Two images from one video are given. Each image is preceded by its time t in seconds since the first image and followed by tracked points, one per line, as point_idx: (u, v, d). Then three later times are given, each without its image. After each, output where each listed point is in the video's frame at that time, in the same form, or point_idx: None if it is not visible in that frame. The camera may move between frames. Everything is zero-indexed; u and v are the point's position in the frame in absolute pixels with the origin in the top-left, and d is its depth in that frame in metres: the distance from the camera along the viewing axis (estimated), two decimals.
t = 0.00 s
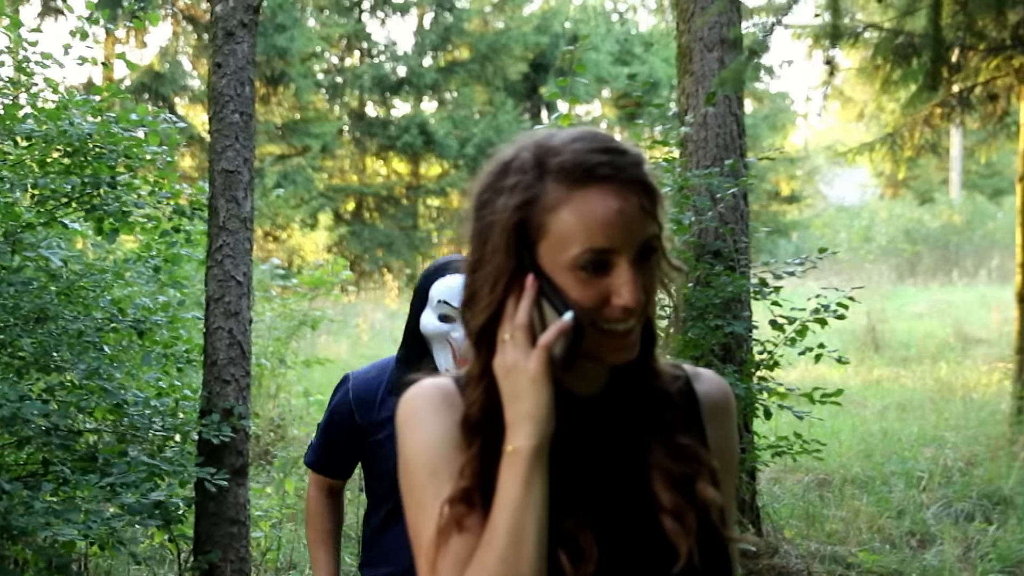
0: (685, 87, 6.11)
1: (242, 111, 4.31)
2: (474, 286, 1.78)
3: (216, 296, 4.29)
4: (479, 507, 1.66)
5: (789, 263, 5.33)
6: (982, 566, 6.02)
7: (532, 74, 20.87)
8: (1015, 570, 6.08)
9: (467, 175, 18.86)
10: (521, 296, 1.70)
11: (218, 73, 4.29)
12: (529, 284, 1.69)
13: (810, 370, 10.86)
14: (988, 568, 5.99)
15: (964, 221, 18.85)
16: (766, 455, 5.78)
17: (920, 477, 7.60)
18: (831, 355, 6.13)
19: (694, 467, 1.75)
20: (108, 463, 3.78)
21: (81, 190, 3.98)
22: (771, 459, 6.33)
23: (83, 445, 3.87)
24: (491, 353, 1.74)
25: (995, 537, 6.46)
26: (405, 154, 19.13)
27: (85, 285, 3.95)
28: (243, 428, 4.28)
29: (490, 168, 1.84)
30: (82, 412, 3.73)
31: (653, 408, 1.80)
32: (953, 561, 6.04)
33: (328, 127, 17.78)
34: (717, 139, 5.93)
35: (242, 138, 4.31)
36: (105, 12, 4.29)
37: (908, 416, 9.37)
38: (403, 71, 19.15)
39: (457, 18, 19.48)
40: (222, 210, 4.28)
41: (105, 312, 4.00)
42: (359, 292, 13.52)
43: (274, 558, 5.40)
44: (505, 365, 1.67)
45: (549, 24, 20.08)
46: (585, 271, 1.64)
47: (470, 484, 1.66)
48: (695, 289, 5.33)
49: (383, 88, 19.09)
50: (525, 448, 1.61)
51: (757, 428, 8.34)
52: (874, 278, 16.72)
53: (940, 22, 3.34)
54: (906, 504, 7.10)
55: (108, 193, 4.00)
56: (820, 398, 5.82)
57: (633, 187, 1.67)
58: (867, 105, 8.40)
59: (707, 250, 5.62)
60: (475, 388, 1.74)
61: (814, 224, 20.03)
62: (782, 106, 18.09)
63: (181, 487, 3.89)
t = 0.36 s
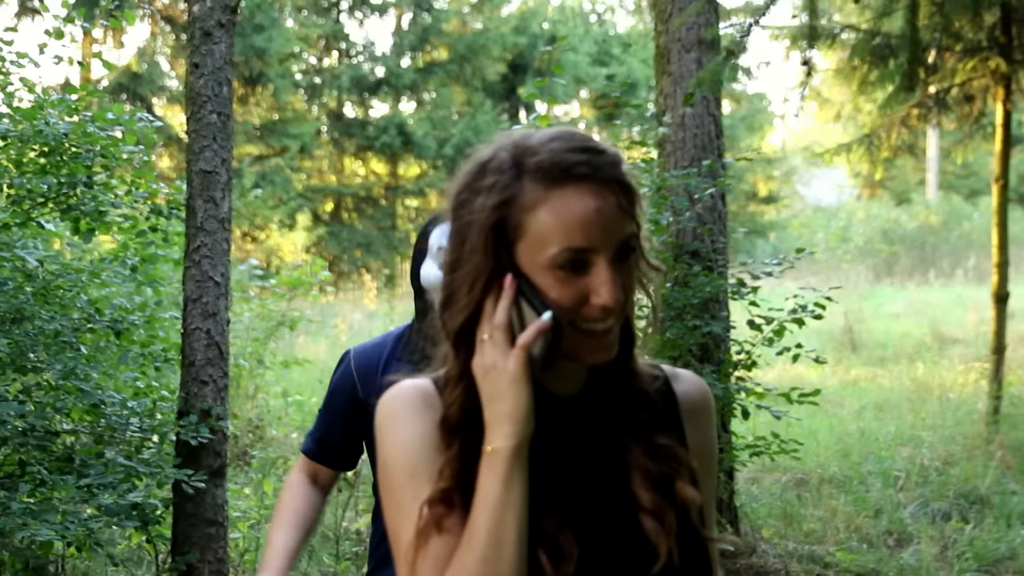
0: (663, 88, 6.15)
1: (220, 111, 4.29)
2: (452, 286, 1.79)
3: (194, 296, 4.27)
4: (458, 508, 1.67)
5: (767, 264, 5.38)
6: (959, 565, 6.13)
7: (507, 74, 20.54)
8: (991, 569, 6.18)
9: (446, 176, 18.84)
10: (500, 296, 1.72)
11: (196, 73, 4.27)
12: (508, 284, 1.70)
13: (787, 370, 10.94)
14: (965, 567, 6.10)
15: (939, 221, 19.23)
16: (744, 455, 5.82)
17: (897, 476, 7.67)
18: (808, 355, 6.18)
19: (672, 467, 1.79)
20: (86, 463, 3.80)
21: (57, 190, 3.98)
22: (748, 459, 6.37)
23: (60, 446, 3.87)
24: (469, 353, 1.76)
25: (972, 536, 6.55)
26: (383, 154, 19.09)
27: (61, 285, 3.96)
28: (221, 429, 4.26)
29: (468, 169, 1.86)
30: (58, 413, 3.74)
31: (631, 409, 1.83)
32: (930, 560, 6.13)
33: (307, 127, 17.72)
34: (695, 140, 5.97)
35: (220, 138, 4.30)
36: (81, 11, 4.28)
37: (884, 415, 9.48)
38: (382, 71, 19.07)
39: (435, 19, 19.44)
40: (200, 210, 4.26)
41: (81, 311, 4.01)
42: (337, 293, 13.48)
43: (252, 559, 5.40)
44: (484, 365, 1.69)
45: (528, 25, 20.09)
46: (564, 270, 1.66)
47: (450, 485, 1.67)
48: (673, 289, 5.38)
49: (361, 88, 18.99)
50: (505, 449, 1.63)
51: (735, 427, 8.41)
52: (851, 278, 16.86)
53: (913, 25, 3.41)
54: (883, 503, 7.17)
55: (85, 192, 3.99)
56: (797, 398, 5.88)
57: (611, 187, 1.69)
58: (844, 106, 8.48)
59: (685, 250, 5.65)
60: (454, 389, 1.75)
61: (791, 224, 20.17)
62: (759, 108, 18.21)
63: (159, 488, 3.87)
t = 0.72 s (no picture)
0: (639, 87, 6.17)
1: (195, 109, 4.28)
2: (429, 283, 1.81)
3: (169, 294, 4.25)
4: (432, 507, 1.69)
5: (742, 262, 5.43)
6: (931, 562, 6.24)
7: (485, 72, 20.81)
8: (963, 565, 6.29)
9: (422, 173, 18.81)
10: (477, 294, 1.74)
11: (170, 71, 4.25)
12: (485, 282, 1.73)
13: (762, 367, 11.02)
14: (937, 564, 6.22)
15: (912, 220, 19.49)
16: (719, 452, 5.89)
17: (871, 473, 7.78)
18: (782, 352, 6.26)
19: (647, 466, 1.82)
20: (60, 462, 3.83)
21: (31, 188, 4.00)
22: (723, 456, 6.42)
23: (33, 445, 3.89)
24: (446, 351, 1.78)
25: (944, 533, 6.66)
26: (359, 152, 19.03)
27: (36, 284, 3.96)
28: (195, 426, 4.27)
29: (445, 166, 1.88)
30: (32, 411, 3.80)
31: (608, 409, 1.87)
32: (903, 557, 6.24)
33: (282, 125, 17.62)
34: (669, 138, 5.91)
35: (195, 136, 4.29)
36: (56, 9, 4.25)
37: (858, 413, 9.59)
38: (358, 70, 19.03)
39: (411, 17, 19.37)
40: (175, 208, 4.25)
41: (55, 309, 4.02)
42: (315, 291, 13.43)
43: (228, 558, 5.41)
44: (460, 364, 1.71)
45: (504, 23, 20.11)
46: (541, 269, 1.69)
47: (424, 483, 1.69)
48: (648, 288, 5.44)
49: (337, 86, 18.92)
50: (480, 447, 1.65)
51: (710, 425, 8.47)
52: (825, 277, 17.02)
53: (887, 23, 3.45)
54: (856, 500, 7.27)
55: (60, 191, 4.04)
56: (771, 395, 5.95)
57: (588, 186, 1.73)
58: (817, 106, 8.57)
59: (660, 249, 5.66)
60: (431, 387, 1.78)
61: (765, 223, 20.35)
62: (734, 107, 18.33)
63: (134, 487, 3.94)
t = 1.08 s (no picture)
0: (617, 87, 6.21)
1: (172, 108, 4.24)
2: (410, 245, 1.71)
3: (146, 293, 4.23)
4: (407, 458, 1.54)
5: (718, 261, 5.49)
6: (905, 560, 6.35)
7: (461, 72, 20.88)
8: (937, 563, 6.39)
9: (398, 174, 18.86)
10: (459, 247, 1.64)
11: (147, 71, 4.20)
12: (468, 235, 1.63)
13: (737, 366, 11.10)
14: (910, 561, 6.33)
15: (885, 221, 19.69)
16: (695, 451, 5.95)
17: (845, 472, 7.90)
18: (756, 351, 6.33)
19: (626, 446, 1.72)
20: (37, 462, 3.83)
21: (7, 188, 3.99)
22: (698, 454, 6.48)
23: (10, 445, 3.87)
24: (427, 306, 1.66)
25: (918, 531, 6.76)
26: (335, 151, 18.99)
27: (11, 284, 3.97)
28: (172, 426, 4.28)
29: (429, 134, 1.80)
30: (9, 411, 3.81)
31: (589, 382, 1.76)
32: (876, 555, 6.34)
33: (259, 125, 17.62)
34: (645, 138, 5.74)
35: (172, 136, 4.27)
36: (32, 9, 4.23)
37: (832, 412, 9.70)
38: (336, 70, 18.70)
39: (388, 18, 19.32)
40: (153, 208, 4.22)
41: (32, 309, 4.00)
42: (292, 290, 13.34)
43: (205, 557, 5.41)
44: (437, 313, 1.59)
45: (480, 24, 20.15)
46: (521, 222, 1.61)
47: (399, 433, 1.55)
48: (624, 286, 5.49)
49: (313, 85, 18.29)
50: (453, 392, 1.52)
51: (687, 423, 8.53)
52: (800, 277, 17.18)
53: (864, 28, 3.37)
54: (830, 499, 7.36)
55: (36, 190, 4.06)
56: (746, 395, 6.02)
57: (569, 150, 1.67)
58: (792, 108, 8.67)
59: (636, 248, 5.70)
60: (410, 342, 1.64)
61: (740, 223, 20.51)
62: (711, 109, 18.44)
63: (110, 486, 3.97)
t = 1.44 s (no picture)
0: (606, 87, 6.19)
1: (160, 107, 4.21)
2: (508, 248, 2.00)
3: (133, 293, 4.21)
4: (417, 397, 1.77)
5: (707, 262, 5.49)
6: (893, 560, 6.39)
7: (449, 72, 20.84)
8: (924, 564, 6.43)
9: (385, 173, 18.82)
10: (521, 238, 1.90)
11: (135, 70, 4.17)
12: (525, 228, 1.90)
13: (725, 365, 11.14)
14: (898, 562, 6.37)
15: (872, 221, 19.76)
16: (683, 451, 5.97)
17: (833, 472, 7.94)
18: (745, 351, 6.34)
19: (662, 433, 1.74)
20: (23, 461, 3.82)
21: None
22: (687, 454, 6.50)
23: None
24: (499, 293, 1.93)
25: (906, 532, 6.80)
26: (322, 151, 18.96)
27: None
28: (160, 426, 4.26)
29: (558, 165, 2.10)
30: None
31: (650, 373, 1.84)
32: (864, 556, 6.38)
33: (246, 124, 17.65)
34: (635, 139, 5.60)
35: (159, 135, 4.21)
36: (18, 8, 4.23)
37: (820, 413, 9.73)
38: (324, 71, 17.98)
39: (375, 17, 19.27)
40: (140, 207, 4.20)
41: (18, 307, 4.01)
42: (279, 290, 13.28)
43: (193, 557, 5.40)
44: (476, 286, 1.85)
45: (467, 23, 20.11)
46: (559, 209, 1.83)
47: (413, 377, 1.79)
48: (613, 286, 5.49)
49: (301, 86, 17.92)
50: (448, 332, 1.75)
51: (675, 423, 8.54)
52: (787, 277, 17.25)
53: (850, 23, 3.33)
54: (818, 499, 7.40)
55: (22, 189, 4.09)
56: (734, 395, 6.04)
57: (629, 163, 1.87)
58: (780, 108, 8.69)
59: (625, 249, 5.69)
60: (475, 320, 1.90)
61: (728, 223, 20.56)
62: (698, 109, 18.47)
63: (97, 486, 3.98)
